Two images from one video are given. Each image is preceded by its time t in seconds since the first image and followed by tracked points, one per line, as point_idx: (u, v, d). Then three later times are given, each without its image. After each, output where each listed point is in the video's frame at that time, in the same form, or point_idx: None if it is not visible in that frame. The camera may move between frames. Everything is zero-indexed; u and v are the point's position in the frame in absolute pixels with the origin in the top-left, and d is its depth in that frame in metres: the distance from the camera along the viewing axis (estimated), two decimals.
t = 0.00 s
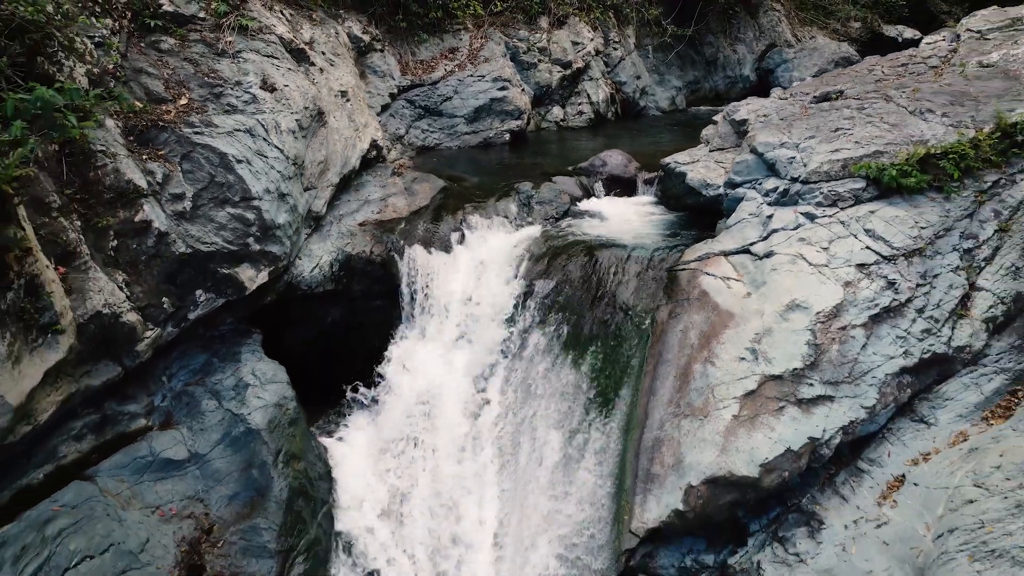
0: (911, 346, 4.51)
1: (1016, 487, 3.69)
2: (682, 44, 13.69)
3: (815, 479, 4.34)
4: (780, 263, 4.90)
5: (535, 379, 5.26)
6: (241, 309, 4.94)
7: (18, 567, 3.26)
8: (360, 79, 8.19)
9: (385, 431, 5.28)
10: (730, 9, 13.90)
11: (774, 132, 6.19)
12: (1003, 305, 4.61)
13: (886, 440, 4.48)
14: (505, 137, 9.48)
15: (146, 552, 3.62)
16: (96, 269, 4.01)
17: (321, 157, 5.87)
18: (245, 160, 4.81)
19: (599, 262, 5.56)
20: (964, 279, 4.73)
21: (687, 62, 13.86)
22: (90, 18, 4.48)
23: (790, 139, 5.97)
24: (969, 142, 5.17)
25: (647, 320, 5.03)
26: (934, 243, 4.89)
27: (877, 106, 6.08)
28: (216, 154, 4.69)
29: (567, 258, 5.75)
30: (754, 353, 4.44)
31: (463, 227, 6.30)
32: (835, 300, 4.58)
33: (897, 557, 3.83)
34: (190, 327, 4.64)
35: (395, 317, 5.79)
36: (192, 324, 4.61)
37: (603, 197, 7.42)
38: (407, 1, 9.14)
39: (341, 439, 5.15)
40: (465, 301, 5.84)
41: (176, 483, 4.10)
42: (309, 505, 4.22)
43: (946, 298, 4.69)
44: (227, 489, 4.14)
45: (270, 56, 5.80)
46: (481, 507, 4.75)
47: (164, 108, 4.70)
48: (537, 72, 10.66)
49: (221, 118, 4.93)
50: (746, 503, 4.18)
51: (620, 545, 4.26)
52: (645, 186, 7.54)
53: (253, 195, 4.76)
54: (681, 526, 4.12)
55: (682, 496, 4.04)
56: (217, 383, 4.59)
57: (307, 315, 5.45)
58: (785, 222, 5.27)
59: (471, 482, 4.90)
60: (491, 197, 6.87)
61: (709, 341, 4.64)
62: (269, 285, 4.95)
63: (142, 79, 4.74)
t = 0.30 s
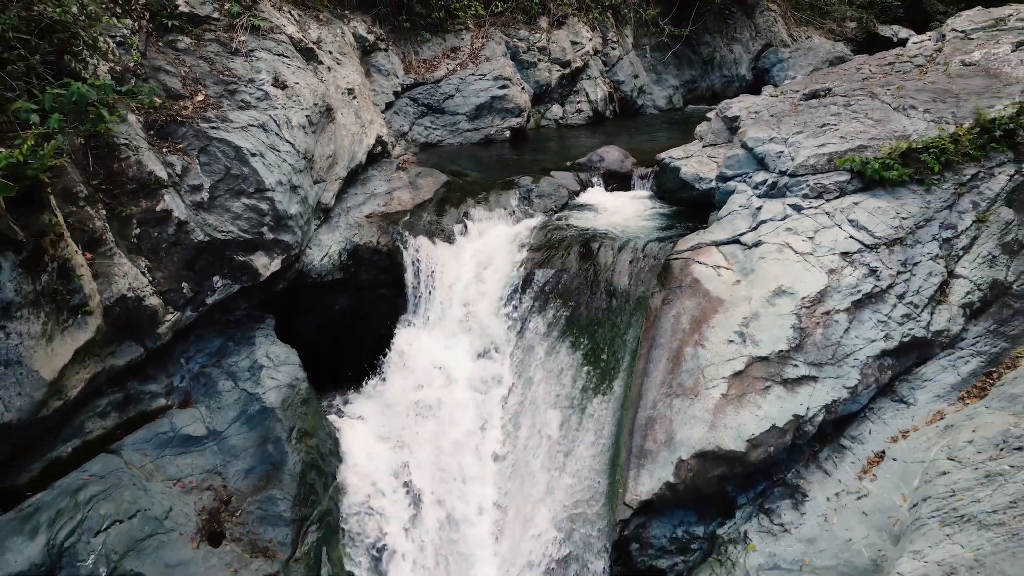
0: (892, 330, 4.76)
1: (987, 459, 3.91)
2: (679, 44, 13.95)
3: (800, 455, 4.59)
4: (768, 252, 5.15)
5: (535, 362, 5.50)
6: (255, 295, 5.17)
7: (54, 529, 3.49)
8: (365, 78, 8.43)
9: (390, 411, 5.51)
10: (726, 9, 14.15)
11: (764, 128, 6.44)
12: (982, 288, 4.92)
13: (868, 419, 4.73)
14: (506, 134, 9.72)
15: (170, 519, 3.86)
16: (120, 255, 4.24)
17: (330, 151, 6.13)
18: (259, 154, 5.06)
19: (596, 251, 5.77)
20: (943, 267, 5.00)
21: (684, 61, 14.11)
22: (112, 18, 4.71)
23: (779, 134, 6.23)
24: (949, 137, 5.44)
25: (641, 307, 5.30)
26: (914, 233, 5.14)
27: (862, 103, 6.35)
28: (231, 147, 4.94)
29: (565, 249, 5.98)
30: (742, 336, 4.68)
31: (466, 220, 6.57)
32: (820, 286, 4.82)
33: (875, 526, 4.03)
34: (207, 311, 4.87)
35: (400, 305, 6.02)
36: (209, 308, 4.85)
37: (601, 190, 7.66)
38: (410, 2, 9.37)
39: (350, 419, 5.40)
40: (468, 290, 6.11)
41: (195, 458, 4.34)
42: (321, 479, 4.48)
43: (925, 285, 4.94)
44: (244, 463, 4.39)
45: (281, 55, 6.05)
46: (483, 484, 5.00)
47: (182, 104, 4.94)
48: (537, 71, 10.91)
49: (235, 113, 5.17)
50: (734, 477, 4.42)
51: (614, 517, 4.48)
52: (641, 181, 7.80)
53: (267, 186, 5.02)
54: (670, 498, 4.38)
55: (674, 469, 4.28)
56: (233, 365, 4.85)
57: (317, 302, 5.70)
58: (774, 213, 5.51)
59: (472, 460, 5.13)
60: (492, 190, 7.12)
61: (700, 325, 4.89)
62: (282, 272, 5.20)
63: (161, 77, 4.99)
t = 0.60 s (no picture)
0: (874, 316, 5.00)
1: (960, 435, 4.16)
2: (676, 44, 14.19)
3: (786, 434, 4.86)
4: (757, 242, 5.40)
5: (534, 348, 5.75)
6: (267, 283, 5.43)
7: (84, 497, 3.74)
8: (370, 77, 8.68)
9: (397, 396, 5.81)
10: (723, 10, 14.38)
11: (755, 125, 6.70)
12: (960, 278, 5.14)
13: (851, 401, 4.98)
14: (507, 132, 9.98)
15: (191, 490, 4.12)
16: (142, 244, 4.49)
17: (338, 148, 6.38)
18: (271, 149, 5.31)
19: (593, 243, 6.02)
20: (923, 256, 5.24)
21: (682, 61, 14.35)
22: (133, 19, 4.95)
23: (769, 131, 6.49)
24: (931, 133, 5.71)
25: (635, 294, 5.50)
26: (897, 225, 5.39)
27: (849, 100, 6.60)
28: (246, 142, 5.18)
29: (563, 240, 6.22)
30: (732, 321, 4.93)
31: (468, 213, 6.78)
32: (806, 274, 5.07)
33: (856, 499, 4.23)
34: (223, 298, 5.13)
35: (405, 295, 6.27)
36: (225, 295, 5.11)
37: (598, 186, 7.93)
38: (414, 3, 9.62)
39: (357, 402, 5.66)
40: (471, 281, 6.33)
41: (212, 436, 4.59)
42: (332, 456, 4.73)
43: (906, 273, 5.18)
44: (259, 441, 4.63)
45: (291, 55, 6.30)
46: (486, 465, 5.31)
47: (198, 101, 5.17)
48: (537, 71, 11.16)
49: (249, 110, 5.43)
50: (723, 455, 4.66)
51: (611, 491, 4.70)
52: (637, 177, 8.05)
53: (279, 179, 5.26)
54: (664, 474, 4.61)
55: (666, 446, 4.52)
56: (248, 349, 5.10)
57: (325, 291, 5.96)
58: (763, 206, 5.76)
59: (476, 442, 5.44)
60: (494, 185, 7.37)
61: (692, 311, 5.13)
62: (293, 261, 5.46)
63: (177, 75, 5.23)
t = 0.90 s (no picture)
0: (856, 301, 5.28)
1: (933, 409, 4.47)
2: (673, 43, 14.45)
3: (772, 412, 5.11)
4: (746, 231, 5.69)
5: (533, 332, 6.02)
6: (281, 270, 5.71)
7: (116, 464, 4.04)
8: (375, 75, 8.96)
9: (402, 378, 6.05)
10: (719, 10, 14.66)
11: (745, 120, 6.99)
12: (937, 265, 5.45)
13: (834, 380, 5.25)
14: (507, 129, 10.25)
15: (213, 460, 4.40)
16: (165, 231, 4.76)
17: (346, 142, 6.67)
18: (284, 142, 5.62)
19: (590, 234, 6.32)
20: (903, 244, 5.54)
21: (678, 60, 14.62)
22: (153, 20, 5.24)
23: (758, 126, 6.78)
24: (912, 127, 6.03)
25: (631, 281, 5.72)
26: (878, 215, 5.68)
27: (835, 97, 6.90)
28: (260, 136, 5.49)
29: (561, 232, 6.53)
30: (721, 305, 5.21)
31: (471, 206, 7.09)
32: (791, 260, 5.36)
33: (836, 470, 4.51)
34: (239, 283, 5.38)
35: (410, 283, 6.57)
36: (241, 280, 5.36)
37: (595, 180, 8.20)
38: (417, 4, 9.91)
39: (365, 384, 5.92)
40: (473, 270, 6.61)
41: (230, 412, 4.86)
42: (343, 432, 5.02)
43: (887, 260, 5.47)
44: (274, 417, 4.91)
45: (302, 53, 6.59)
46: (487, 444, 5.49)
47: (215, 97, 5.44)
48: (536, 70, 11.45)
49: (263, 106, 5.71)
50: (712, 430, 4.94)
51: (606, 464, 4.96)
52: (633, 171, 8.33)
53: (292, 171, 5.56)
54: (655, 448, 4.90)
55: (658, 421, 4.80)
56: (263, 332, 5.38)
57: (335, 280, 6.23)
58: (752, 197, 6.04)
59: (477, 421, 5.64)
60: (495, 179, 7.65)
61: (683, 296, 5.42)
62: (305, 249, 5.75)
63: (195, 72, 5.51)
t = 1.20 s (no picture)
0: (841, 289, 5.54)
1: (912, 390, 4.71)
2: (670, 43, 14.70)
3: (760, 394, 5.37)
4: (736, 223, 5.94)
5: (533, 319, 6.28)
6: (291, 260, 6.00)
7: (139, 438, 4.32)
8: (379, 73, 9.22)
9: (408, 364, 6.30)
10: (716, 10, 14.91)
11: (737, 117, 7.24)
12: (918, 255, 5.70)
13: (820, 364, 5.50)
14: (508, 126, 10.50)
15: (229, 437, 4.65)
16: (183, 221, 5.02)
17: (352, 138, 6.93)
18: (295, 138, 5.88)
19: (588, 226, 6.56)
20: (886, 235, 5.79)
21: (676, 59, 14.86)
22: (169, 20, 5.49)
23: (749, 122, 7.03)
24: (896, 124, 6.31)
25: (626, 272, 6.02)
26: (863, 207, 5.93)
27: (824, 95, 7.15)
28: (272, 132, 5.74)
29: (560, 224, 6.78)
30: (711, 292, 5.46)
31: (472, 199, 7.34)
32: (779, 250, 5.61)
33: (820, 448, 4.75)
34: (252, 272, 5.65)
35: (415, 273, 6.84)
36: (253, 270, 5.63)
37: (593, 175, 8.45)
38: (420, 5, 10.18)
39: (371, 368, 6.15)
40: (475, 261, 6.87)
41: (244, 394, 5.11)
42: (351, 413, 5.26)
43: (871, 250, 5.73)
44: (286, 398, 5.15)
45: (310, 52, 6.85)
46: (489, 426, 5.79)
47: (228, 95, 5.69)
48: (536, 69, 11.72)
49: (274, 102, 5.97)
50: (702, 411, 5.19)
51: (601, 444, 5.23)
52: (630, 167, 8.58)
53: (302, 165, 5.83)
54: (648, 428, 5.15)
55: (651, 402, 5.05)
56: (274, 318, 5.63)
57: (343, 270, 6.53)
58: (742, 190, 6.30)
59: (478, 405, 5.92)
60: (495, 174, 7.90)
61: (676, 284, 5.67)
62: (314, 239, 6.04)
63: (209, 70, 5.76)
